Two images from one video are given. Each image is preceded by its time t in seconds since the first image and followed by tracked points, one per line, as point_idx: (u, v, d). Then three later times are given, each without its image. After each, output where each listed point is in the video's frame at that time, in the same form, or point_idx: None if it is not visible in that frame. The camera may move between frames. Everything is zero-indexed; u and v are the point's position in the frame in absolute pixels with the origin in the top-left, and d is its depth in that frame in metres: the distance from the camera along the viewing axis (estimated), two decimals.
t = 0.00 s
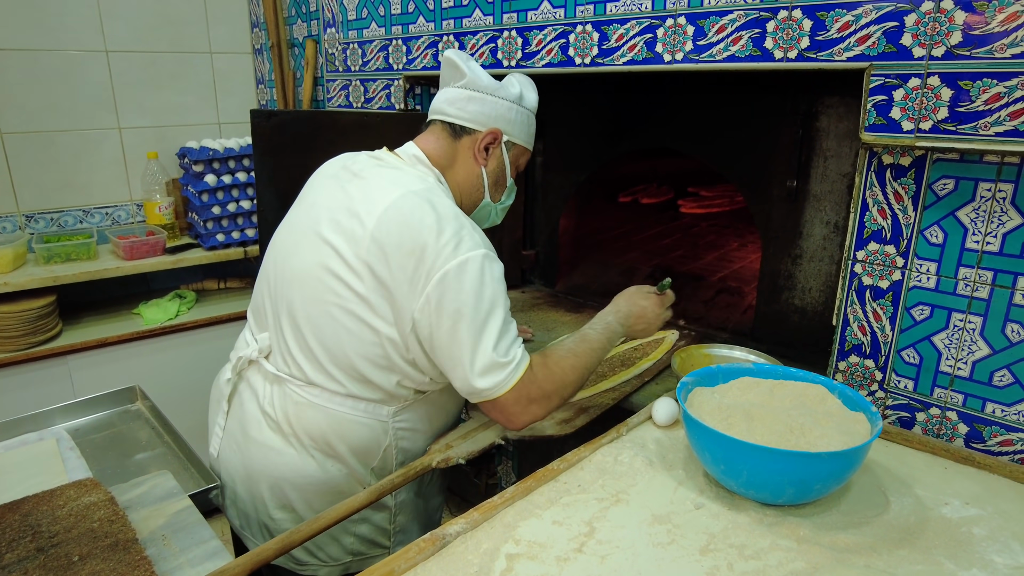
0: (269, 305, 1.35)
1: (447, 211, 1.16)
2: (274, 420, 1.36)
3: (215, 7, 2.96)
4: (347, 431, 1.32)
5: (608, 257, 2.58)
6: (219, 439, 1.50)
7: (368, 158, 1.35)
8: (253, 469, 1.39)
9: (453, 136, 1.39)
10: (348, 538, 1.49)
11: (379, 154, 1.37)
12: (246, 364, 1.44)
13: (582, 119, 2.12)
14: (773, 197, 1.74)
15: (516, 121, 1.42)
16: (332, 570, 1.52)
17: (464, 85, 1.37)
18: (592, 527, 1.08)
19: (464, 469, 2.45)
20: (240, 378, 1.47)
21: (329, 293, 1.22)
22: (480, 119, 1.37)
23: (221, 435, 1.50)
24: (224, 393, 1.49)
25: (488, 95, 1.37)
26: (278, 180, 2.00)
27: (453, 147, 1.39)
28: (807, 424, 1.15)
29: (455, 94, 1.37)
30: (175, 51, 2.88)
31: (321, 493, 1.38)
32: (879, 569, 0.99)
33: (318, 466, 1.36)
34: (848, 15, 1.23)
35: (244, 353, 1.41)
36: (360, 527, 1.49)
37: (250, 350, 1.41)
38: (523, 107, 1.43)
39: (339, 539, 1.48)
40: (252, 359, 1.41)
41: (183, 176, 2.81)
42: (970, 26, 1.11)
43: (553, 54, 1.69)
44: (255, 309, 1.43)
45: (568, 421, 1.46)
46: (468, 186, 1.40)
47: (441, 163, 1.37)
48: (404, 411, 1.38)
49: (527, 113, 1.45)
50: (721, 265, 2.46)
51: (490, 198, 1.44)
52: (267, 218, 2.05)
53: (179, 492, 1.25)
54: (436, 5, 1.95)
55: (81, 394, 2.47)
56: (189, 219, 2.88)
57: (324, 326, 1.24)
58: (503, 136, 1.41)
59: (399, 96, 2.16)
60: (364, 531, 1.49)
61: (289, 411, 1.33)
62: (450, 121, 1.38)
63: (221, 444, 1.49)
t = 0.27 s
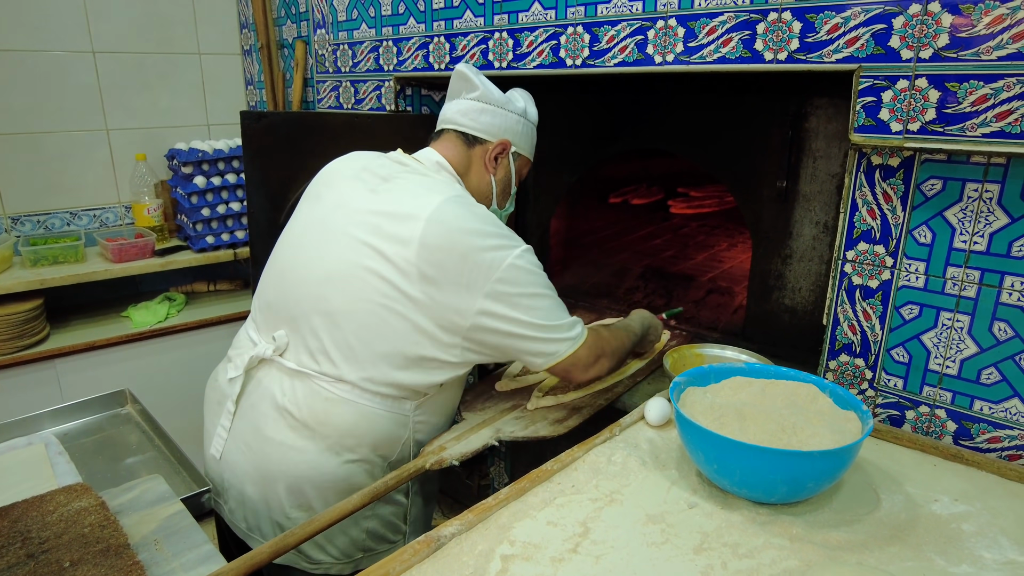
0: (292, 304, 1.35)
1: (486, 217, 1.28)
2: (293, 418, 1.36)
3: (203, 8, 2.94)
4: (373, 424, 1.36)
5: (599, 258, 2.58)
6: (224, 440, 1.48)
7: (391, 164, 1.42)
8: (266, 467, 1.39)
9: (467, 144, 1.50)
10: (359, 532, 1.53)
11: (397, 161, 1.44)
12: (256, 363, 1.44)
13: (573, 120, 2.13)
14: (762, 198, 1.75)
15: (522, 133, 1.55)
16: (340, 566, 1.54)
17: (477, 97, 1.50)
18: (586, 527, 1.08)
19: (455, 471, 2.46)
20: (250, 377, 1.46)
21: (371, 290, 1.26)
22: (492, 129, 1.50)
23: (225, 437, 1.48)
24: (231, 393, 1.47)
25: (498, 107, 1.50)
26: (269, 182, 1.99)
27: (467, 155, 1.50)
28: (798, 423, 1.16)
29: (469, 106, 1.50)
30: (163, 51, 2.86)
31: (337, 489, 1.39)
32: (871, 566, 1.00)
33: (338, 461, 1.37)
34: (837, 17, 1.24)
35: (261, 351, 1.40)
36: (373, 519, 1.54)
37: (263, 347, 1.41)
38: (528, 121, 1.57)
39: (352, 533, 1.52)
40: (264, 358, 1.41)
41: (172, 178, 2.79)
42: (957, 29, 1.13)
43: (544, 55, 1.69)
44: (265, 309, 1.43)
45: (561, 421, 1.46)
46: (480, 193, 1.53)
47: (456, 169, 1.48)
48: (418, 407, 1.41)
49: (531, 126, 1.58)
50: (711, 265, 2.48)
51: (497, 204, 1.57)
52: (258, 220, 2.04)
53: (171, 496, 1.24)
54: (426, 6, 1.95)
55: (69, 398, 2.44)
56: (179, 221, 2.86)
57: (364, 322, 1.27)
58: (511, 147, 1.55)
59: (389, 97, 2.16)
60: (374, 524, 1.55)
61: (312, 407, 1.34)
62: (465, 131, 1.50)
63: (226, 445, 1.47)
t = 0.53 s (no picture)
0: (284, 304, 1.35)
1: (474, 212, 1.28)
2: (285, 416, 1.36)
3: (193, 8, 2.92)
4: (364, 424, 1.36)
5: (592, 258, 2.59)
6: (216, 440, 1.47)
7: (384, 165, 1.42)
8: (258, 467, 1.38)
9: (459, 146, 1.51)
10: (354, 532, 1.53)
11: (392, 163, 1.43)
12: (249, 363, 1.44)
13: (566, 121, 2.13)
14: (754, 197, 1.76)
15: (511, 134, 1.57)
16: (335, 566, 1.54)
17: (467, 99, 1.50)
18: (583, 525, 1.09)
19: (448, 470, 2.46)
20: (242, 376, 1.45)
21: (361, 290, 1.26)
22: (482, 131, 1.51)
23: (217, 436, 1.47)
24: (224, 392, 1.47)
25: (488, 109, 1.50)
26: (261, 184, 1.98)
27: (458, 157, 1.51)
28: (792, 421, 1.17)
29: (459, 108, 1.50)
30: (153, 52, 2.84)
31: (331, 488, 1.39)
32: (864, 561, 1.01)
33: (331, 460, 1.37)
34: (828, 18, 1.25)
35: (252, 350, 1.40)
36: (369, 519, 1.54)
37: (255, 346, 1.41)
38: (515, 121, 1.59)
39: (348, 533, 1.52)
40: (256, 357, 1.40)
41: (163, 179, 2.78)
42: (946, 30, 1.14)
43: (537, 56, 1.69)
44: (257, 307, 1.43)
45: (556, 420, 1.47)
46: (471, 194, 1.55)
47: (447, 171, 1.49)
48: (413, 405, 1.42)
49: (518, 127, 1.60)
50: (703, 264, 2.49)
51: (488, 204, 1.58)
52: (251, 221, 2.03)
53: (165, 497, 1.23)
54: (419, 7, 1.95)
55: (59, 401, 2.42)
56: (170, 223, 2.84)
57: (353, 321, 1.27)
58: (501, 149, 1.56)
59: (382, 98, 2.16)
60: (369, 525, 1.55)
61: (303, 406, 1.34)
62: (455, 133, 1.50)
63: (218, 445, 1.47)
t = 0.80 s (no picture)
0: (286, 304, 1.35)
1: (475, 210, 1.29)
2: (289, 415, 1.36)
3: (186, 9, 2.91)
4: (370, 421, 1.37)
5: (587, 258, 2.60)
6: (216, 442, 1.47)
7: (383, 167, 1.43)
8: (260, 469, 1.38)
9: (455, 147, 1.52)
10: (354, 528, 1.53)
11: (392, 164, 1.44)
12: (249, 363, 1.43)
13: (560, 122, 2.14)
14: (747, 198, 1.77)
15: (503, 133, 1.60)
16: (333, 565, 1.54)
17: (459, 101, 1.50)
18: (579, 524, 1.09)
19: (443, 472, 2.46)
20: (242, 377, 1.45)
21: (365, 288, 1.26)
22: (477, 132, 1.52)
23: (217, 438, 1.47)
24: (223, 394, 1.47)
25: (480, 110, 1.52)
26: (255, 184, 1.98)
27: (455, 159, 1.52)
28: (786, 419, 1.18)
29: (452, 110, 1.51)
30: (146, 53, 2.83)
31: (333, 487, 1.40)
32: (858, 558, 1.02)
33: (335, 460, 1.37)
34: (820, 20, 1.27)
35: (253, 351, 1.40)
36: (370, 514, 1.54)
37: (256, 347, 1.41)
38: (504, 121, 1.61)
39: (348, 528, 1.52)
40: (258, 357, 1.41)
41: (156, 180, 2.77)
42: (936, 33, 1.15)
43: (531, 57, 1.70)
44: (258, 308, 1.43)
45: (552, 420, 1.47)
46: (470, 193, 1.56)
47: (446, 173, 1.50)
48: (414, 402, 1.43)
49: (507, 126, 1.62)
50: (696, 264, 2.50)
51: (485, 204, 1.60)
52: (245, 222, 2.03)
53: (161, 500, 1.23)
54: (413, 8, 1.95)
55: (51, 403, 2.41)
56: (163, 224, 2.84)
57: (356, 317, 1.27)
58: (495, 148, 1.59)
59: (376, 99, 2.16)
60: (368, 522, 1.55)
61: (307, 404, 1.34)
62: (450, 135, 1.51)
63: (219, 447, 1.46)
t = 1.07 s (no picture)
0: (285, 307, 1.35)
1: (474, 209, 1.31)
2: (287, 419, 1.36)
3: (180, 10, 2.90)
4: (369, 423, 1.38)
5: (582, 259, 2.60)
6: (211, 446, 1.47)
7: (379, 167, 1.42)
8: (256, 472, 1.38)
9: (447, 147, 1.52)
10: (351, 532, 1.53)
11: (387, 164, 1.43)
12: (244, 366, 1.43)
13: (555, 123, 2.15)
14: (741, 198, 1.78)
15: (492, 132, 1.61)
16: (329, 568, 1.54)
17: (448, 102, 1.51)
18: (576, 524, 1.10)
19: (438, 473, 2.45)
20: (238, 381, 1.45)
21: (367, 291, 1.26)
22: (468, 130, 1.53)
23: (212, 443, 1.46)
24: (218, 398, 1.46)
25: (469, 109, 1.53)
26: (251, 185, 1.97)
27: (447, 159, 1.52)
28: (780, 418, 1.19)
29: (442, 111, 1.51)
30: (140, 54, 2.82)
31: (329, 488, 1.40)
32: (853, 556, 1.03)
33: (334, 462, 1.38)
34: (813, 22, 1.27)
35: (250, 354, 1.39)
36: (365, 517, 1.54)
37: (252, 350, 1.40)
38: (494, 121, 1.62)
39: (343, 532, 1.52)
40: (255, 361, 1.40)
41: (150, 181, 2.76)
42: (928, 35, 1.16)
43: (526, 59, 1.70)
44: (253, 310, 1.42)
45: (548, 420, 1.48)
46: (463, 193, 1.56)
47: (440, 174, 1.50)
48: (409, 402, 1.44)
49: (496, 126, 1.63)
50: (691, 265, 2.50)
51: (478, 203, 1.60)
52: (240, 223, 2.03)
53: (158, 501, 1.23)
54: (408, 10, 1.95)
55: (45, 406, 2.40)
56: (158, 226, 2.83)
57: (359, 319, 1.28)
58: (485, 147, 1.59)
59: (371, 100, 2.16)
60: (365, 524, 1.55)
61: (305, 407, 1.35)
62: (440, 136, 1.51)
63: (214, 452, 1.46)
